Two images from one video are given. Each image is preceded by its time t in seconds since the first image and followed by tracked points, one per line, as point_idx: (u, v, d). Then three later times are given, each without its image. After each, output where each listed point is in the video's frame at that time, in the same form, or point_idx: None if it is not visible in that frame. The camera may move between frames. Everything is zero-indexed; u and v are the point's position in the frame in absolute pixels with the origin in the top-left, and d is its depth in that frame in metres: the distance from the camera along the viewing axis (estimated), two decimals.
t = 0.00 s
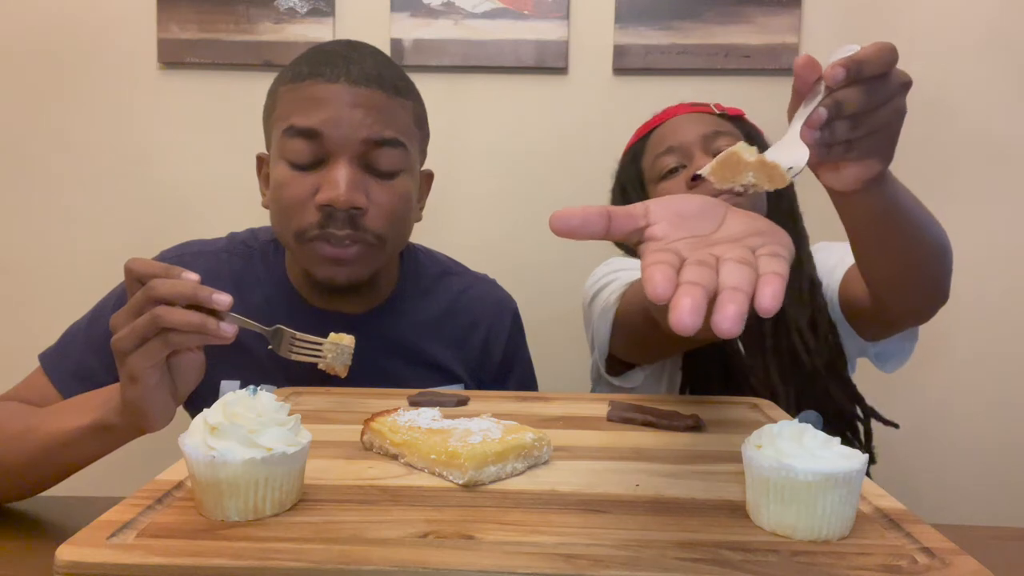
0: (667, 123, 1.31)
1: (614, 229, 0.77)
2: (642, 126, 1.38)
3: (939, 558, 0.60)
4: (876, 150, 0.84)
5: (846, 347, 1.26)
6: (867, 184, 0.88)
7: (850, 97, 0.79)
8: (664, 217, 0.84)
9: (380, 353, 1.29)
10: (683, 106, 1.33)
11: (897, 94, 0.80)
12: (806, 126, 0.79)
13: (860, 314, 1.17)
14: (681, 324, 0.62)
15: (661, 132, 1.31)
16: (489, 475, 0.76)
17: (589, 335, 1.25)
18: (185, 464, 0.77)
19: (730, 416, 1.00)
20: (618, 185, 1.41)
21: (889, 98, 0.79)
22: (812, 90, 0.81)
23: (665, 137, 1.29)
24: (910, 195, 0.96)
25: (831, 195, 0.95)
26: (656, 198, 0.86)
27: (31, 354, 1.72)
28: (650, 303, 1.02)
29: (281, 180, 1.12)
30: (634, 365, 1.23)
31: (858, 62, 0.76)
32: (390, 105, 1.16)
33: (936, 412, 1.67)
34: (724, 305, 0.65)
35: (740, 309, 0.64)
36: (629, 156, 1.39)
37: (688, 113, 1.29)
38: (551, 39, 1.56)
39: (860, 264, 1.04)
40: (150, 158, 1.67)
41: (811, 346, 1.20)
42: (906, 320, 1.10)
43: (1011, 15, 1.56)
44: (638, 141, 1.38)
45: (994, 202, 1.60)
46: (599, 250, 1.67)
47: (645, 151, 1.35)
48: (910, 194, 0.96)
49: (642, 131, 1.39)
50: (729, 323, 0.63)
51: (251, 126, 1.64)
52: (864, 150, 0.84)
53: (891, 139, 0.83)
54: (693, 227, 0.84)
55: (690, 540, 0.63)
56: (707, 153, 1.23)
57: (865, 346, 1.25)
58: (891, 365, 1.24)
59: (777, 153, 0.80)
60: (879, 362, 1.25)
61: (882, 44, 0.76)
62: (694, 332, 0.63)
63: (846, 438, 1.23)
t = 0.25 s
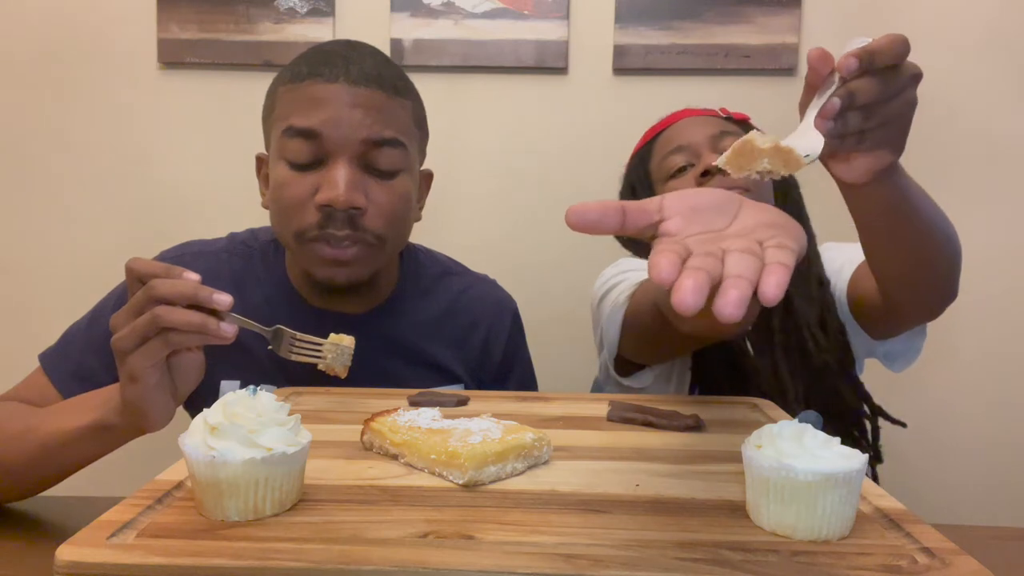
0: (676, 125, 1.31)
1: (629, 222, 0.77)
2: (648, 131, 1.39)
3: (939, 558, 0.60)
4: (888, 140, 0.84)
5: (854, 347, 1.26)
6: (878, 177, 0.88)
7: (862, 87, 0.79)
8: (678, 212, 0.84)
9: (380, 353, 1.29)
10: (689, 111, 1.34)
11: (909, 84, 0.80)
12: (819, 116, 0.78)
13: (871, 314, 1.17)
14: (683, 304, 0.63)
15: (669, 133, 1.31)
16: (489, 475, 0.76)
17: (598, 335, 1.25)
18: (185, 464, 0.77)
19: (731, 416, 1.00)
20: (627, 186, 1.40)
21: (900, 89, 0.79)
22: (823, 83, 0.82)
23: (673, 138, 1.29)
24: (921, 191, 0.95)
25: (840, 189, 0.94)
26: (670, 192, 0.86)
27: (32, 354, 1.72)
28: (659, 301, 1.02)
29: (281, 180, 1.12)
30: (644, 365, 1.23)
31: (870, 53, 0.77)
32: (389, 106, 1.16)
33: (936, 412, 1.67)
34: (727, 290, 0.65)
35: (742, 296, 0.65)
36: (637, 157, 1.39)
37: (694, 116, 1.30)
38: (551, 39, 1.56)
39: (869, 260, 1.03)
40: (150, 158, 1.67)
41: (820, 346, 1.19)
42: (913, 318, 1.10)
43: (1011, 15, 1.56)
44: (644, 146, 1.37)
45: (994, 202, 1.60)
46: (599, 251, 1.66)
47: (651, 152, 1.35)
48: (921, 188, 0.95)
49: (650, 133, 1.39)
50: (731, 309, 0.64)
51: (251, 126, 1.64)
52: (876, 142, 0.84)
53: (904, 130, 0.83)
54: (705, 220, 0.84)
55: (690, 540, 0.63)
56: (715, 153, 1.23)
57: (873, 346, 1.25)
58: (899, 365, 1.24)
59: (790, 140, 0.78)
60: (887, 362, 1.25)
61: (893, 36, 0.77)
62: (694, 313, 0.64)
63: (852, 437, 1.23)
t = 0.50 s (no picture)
0: (685, 122, 1.31)
1: (630, 234, 0.78)
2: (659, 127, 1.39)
3: (939, 558, 0.60)
4: (894, 151, 0.84)
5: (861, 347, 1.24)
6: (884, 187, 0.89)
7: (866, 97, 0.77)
8: (680, 223, 0.84)
9: (380, 353, 1.29)
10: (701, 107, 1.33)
11: (915, 92, 0.79)
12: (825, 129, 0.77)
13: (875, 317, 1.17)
14: (686, 337, 0.63)
15: (679, 131, 1.31)
16: (489, 475, 0.76)
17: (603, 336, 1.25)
18: (185, 464, 0.77)
19: (731, 416, 1.00)
20: (635, 184, 1.40)
21: (907, 98, 0.79)
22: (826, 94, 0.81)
23: (684, 135, 1.29)
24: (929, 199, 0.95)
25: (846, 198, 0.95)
26: (671, 203, 0.87)
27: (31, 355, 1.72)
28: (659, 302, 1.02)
29: (282, 180, 1.12)
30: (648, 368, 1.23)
31: (873, 61, 0.75)
32: (389, 104, 1.15)
33: (936, 412, 1.67)
34: (732, 318, 0.65)
35: (748, 324, 0.65)
36: (645, 155, 1.39)
37: (706, 114, 1.29)
38: (552, 39, 1.56)
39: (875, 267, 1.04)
40: (150, 158, 1.67)
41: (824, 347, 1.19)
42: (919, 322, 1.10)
43: (1011, 15, 1.56)
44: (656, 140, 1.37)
45: (994, 202, 1.60)
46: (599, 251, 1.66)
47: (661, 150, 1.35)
48: (927, 195, 0.95)
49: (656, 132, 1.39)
50: (735, 337, 0.64)
51: (251, 126, 1.64)
52: (882, 153, 0.85)
53: (909, 139, 0.83)
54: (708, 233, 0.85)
55: (690, 540, 0.63)
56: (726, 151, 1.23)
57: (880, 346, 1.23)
58: (907, 366, 1.22)
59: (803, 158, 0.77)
60: (895, 362, 1.23)
61: (897, 41, 0.76)
62: (697, 344, 0.64)
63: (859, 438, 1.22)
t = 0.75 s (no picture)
0: (673, 121, 1.30)
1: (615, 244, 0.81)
2: (645, 128, 1.38)
3: (939, 558, 0.60)
4: (892, 174, 0.84)
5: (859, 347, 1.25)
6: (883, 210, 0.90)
7: (861, 123, 0.77)
8: (667, 237, 0.89)
9: (380, 352, 1.29)
10: (686, 105, 1.33)
11: (912, 115, 0.79)
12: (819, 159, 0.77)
13: (873, 316, 1.18)
14: (661, 353, 0.63)
15: (665, 132, 1.30)
16: (489, 475, 0.76)
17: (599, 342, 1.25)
18: (184, 464, 0.77)
19: (731, 416, 1.00)
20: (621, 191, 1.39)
21: (904, 122, 0.79)
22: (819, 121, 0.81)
23: (671, 137, 1.28)
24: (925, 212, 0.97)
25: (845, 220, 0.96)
26: (662, 215, 0.92)
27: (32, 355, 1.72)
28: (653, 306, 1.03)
29: (281, 174, 1.12)
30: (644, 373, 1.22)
31: (868, 87, 0.75)
32: (388, 99, 1.16)
33: (936, 412, 1.67)
34: (707, 338, 0.65)
35: (723, 343, 0.64)
36: (631, 158, 1.38)
37: (693, 113, 1.29)
38: (551, 39, 1.56)
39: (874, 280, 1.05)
40: (150, 158, 1.66)
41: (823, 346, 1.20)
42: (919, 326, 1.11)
43: (1011, 15, 1.56)
44: (642, 144, 1.37)
45: (994, 202, 1.60)
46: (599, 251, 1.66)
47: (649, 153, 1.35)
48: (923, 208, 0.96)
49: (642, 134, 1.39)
50: (711, 356, 0.63)
51: (251, 126, 1.64)
52: (880, 177, 0.84)
53: (906, 161, 0.82)
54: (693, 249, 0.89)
55: (690, 540, 0.63)
56: (713, 154, 1.23)
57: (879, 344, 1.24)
58: (907, 363, 1.21)
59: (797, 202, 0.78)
60: (894, 360, 1.23)
61: (890, 66, 0.76)
62: (671, 361, 0.63)
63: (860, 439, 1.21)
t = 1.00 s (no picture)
0: (662, 122, 1.29)
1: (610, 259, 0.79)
2: (633, 130, 1.38)
3: (940, 558, 0.60)
4: (893, 188, 0.83)
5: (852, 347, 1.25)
6: (883, 222, 0.89)
7: (868, 133, 0.76)
8: (664, 249, 0.87)
9: (373, 342, 1.29)
10: (673, 105, 1.33)
11: (918, 125, 0.77)
12: (822, 168, 0.75)
13: (867, 320, 1.18)
14: (662, 387, 0.63)
15: (653, 135, 1.30)
16: (489, 475, 0.76)
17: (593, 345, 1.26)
18: (184, 464, 0.77)
19: (731, 416, 1.00)
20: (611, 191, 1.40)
21: (910, 133, 0.77)
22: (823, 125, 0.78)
23: (660, 138, 1.28)
24: (923, 218, 0.97)
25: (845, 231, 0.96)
26: (653, 227, 0.90)
27: (32, 355, 1.72)
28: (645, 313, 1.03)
29: (277, 157, 1.14)
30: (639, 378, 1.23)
31: (876, 97, 0.73)
32: (380, 86, 1.18)
33: (936, 412, 1.67)
34: (708, 370, 0.65)
35: (724, 376, 0.64)
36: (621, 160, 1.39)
37: (682, 113, 1.28)
38: (551, 39, 1.56)
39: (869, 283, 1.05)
40: (150, 158, 1.67)
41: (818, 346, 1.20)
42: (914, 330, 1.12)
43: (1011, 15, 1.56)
44: (629, 147, 1.37)
45: (994, 202, 1.60)
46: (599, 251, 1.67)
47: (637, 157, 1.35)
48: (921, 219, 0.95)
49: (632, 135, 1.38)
50: (712, 387, 0.64)
51: (251, 126, 1.64)
52: (882, 189, 0.83)
53: (908, 176, 0.82)
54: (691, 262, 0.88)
55: (690, 540, 0.63)
56: (702, 156, 1.23)
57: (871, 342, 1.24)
58: (901, 363, 1.21)
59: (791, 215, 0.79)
60: (888, 360, 1.23)
61: (900, 75, 0.74)
62: (672, 394, 0.63)
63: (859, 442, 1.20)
